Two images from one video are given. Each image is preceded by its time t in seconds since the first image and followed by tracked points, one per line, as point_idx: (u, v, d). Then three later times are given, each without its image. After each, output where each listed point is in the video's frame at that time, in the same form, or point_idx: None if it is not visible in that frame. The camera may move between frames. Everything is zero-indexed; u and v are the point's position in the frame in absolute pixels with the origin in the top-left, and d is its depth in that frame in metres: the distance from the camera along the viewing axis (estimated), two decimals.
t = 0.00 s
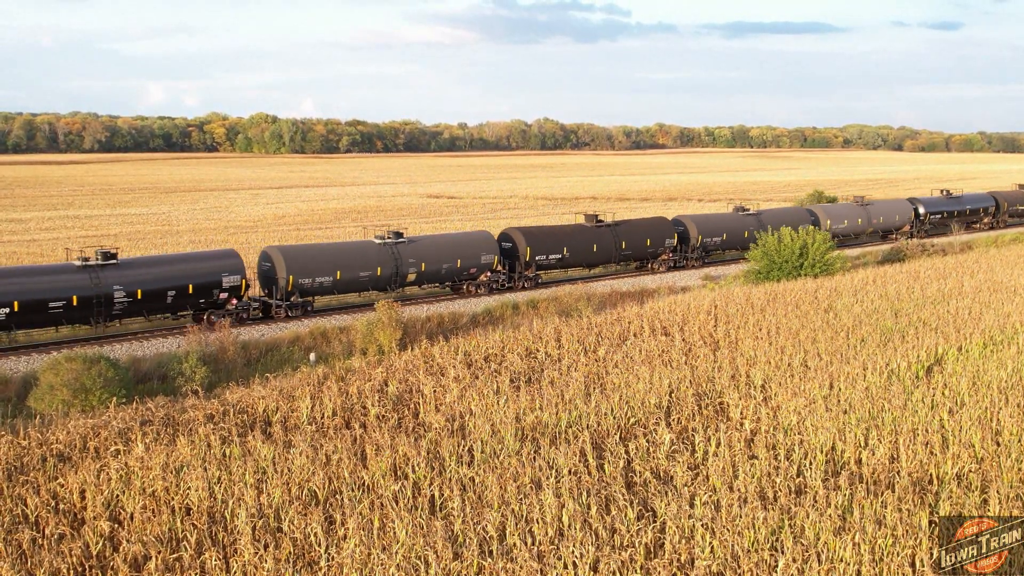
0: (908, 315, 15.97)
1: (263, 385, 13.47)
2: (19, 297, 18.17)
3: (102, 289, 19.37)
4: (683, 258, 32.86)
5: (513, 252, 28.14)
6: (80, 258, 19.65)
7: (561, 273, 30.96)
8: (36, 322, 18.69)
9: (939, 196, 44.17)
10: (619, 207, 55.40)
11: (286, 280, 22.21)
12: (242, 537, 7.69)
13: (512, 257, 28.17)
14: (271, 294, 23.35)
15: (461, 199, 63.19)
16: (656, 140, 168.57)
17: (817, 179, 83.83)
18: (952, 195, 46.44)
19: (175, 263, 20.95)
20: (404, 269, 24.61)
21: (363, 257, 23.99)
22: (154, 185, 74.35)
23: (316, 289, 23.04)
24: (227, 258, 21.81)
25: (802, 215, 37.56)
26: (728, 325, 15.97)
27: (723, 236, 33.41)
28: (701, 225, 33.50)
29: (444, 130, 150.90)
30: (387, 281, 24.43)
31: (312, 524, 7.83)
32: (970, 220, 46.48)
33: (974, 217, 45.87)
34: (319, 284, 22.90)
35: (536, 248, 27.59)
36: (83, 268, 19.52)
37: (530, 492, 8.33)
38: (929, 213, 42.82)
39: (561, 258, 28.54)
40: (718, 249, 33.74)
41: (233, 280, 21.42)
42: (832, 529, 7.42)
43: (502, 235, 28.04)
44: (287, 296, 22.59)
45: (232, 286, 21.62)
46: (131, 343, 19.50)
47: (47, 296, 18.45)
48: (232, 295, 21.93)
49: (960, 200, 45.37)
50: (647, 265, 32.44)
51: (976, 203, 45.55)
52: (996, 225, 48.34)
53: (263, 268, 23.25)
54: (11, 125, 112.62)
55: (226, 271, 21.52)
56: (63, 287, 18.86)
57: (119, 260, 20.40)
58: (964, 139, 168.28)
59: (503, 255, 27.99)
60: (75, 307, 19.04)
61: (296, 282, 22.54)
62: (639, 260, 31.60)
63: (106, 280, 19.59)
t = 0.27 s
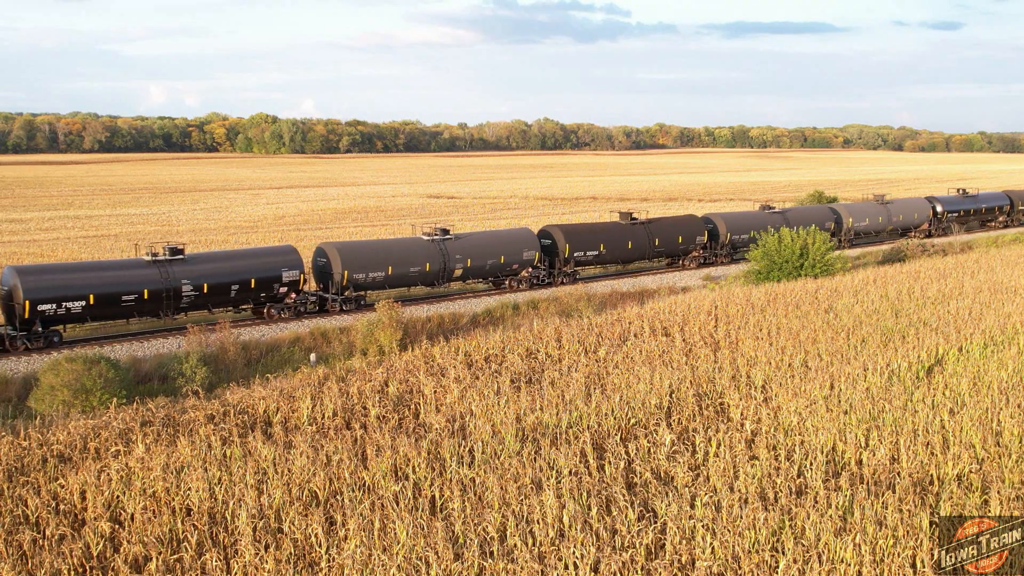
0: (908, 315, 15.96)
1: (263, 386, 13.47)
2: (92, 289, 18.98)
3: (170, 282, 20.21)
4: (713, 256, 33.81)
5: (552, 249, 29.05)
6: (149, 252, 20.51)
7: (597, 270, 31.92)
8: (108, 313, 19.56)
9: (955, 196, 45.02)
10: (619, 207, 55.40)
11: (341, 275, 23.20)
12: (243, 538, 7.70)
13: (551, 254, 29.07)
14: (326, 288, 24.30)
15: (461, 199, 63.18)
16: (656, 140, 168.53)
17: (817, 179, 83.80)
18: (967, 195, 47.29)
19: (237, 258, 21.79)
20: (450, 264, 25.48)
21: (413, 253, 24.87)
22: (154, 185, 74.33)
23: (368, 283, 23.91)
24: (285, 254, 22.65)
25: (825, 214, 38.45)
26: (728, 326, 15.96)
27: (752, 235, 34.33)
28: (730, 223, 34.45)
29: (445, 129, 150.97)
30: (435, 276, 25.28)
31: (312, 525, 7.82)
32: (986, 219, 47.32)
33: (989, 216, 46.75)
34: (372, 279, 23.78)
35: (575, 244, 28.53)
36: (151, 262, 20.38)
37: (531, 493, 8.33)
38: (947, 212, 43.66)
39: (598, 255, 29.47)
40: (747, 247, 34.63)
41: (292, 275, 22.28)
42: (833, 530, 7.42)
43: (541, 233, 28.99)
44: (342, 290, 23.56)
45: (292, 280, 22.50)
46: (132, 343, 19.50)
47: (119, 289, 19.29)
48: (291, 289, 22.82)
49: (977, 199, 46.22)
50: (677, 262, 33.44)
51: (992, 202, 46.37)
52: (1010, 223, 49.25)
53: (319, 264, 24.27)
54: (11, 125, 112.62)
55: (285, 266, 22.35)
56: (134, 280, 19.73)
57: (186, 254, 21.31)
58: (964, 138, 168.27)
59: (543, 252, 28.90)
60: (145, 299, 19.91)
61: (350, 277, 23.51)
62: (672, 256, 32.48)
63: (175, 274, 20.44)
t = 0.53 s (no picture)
0: (908, 316, 15.93)
1: (264, 386, 13.47)
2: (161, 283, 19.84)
3: (233, 277, 21.06)
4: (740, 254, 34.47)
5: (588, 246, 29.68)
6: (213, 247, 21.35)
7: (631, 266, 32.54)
8: (176, 306, 20.45)
9: (971, 195, 45.68)
10: (620, 207, 55.38)
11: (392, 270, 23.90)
12: (243, 539, 7.70)
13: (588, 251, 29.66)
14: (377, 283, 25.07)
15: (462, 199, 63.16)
16: (656, 140, 168.47)
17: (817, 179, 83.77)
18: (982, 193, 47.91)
19: (296, 253, 22.61)
20: (495, 260, 26.18)
21: (459, 249, 25.60)
22: (154, 185, 74.26)
23: (417, 278, 24.59)
24: (341, 250, 23.43)
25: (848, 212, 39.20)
26: (729, 326, 15.93)
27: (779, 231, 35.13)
28: (758, 220, 35.13)
29: (445, 129, 150.94)
30: (479, 271, 25.93)
31: (313, 526, 7.82)
32: (1000, 217, 47.97)
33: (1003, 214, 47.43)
34: (421, 274, 24.48)
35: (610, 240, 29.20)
36: (215, 257, 21.23)
37: (532, 493, 8.33)
38: (964, 210, 44.33)
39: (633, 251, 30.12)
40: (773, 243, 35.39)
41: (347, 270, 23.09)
42: (834, 531, 7.41)
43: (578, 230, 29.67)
44: (393, 284, 24.21)
45: (347, 275, 23.31)
46: (132, 344, 19.45)
47: (186, 283, 20.12)
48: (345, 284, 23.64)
49: (992, 198, 46.87)
50: (707, 259, 34.24)
51: (1007, 201, 47.00)
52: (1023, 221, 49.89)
53: (370, 259, 24.95)
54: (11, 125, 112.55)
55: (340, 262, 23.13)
56: (200, 275, 20.60)
57: (245, 249, 22.11)
58: (964, 138, 168.19)
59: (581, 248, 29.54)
60: (210, 293, 20.78)
61: (400, 271, 24.21)
62: (702, 254, 33.30)
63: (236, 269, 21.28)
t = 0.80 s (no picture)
0: (908, 317, 15.92)
1: (264, 387, 13.48)
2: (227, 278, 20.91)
3: (292, 272, 22.21)
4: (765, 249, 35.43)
5: (623, 242, 30.77)
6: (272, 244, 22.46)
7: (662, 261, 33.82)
8: (238, 299, 21.55)
9: (986, 194, 46.44)
10: (620, 207, 55.38)
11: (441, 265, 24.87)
12: (244, 539, 7.70)
13: (623, 247, 30.79)
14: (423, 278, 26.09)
15: (462, 199, 63.15)
16: (656, 140, 168.45)
17: (817, 179, 83.74)
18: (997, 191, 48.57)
19: (348, 250, 23.73)
20: (536, 256, 27.23)
21: (501, 246, 26.67)
22: (153, 185, 74.20)
23: (463, 274, 25.67)
24: (394, 246, 24.51)
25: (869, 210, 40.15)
26: (729, 327, 15.91)
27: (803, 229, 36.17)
28: (783, 218, 36.11)
29: (445, 129, 150.95)
30: (521, 267, 27.01)
31: (313, 527, 7.82)
32: (1014, 216, 48.73)
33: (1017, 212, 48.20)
34: (467, 270, 25.55)
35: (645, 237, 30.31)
36: (273, 253, 22.32)
37: (532, 494, 8.33)
38: (980, 209, 45.13)
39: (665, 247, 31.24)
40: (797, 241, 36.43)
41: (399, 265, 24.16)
42: (835, 531, 7.41)
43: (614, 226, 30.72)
44: (440, 279, 25.16)
45: (398, 270, 24.34)
46: (132, 345, 19.43)
47: (251, 277, 21.21)
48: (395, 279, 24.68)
49: (1007, 196, 47.60)
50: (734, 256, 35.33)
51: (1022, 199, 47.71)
52: None
53: (418, 255, 25.99)
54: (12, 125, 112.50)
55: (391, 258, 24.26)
56: (262, 270, 21.74)
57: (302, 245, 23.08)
58: (964, 138, 168.15)
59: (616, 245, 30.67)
60: (271, 287, 21.91)
61: (447, 267, 25.23)
62: (731, 251, 34.41)
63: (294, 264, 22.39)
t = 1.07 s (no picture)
0: (909, 317, 15.90)
1: (264, 387, 13.47)
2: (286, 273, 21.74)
3: (347, 266, 23.00)
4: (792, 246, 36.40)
5: (655, 239, 31.68)
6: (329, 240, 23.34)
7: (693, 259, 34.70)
8: (296, 293, 22.38)
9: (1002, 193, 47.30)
10: (620, 207, 55.41)
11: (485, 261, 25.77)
12: (244, 540, 7.71)
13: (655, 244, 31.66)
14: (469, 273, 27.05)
15: (462, 199, 63.13)
16: (656, 140, 168.39)
17: (816, 180, 83.43)
18: (1011, 190, 49.38)
19: (400, 245, 24.56)
20: (575, 252, 28.14)
21: (542, 242, 27.48)
22: (154, 185, 74.21)
23: (506, 269, 26.62)
24: (441, 241, 25.46)
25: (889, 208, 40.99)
26: (729, 327, 15.90)
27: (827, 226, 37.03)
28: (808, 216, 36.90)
29: (445, 129, 151.05)
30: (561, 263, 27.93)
31: (314, 527, 7.82)
32: None
33: None
34: (509, 265, 26.48)
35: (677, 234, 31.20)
36: (329, 248, 23.14)
37: (533, 494, 8.33)
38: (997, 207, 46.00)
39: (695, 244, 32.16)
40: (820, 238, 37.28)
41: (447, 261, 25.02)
42: (835, 532, 7.40)
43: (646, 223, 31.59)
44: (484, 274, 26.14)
45: (445, 265, 25.24)
46: (132, 345, 19.40)
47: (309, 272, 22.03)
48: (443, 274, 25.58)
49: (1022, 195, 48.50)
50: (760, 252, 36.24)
51: None
52: None
53: (463, 250, 27.05)
54: (12, 125, 112.50)
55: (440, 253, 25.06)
56: (318, 264, 22.51)
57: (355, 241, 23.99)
58: (965, 138, 168.04)
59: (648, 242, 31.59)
60: (328, 281, 22.71)
61: (491, 263, 26.17)
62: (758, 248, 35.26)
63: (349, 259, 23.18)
